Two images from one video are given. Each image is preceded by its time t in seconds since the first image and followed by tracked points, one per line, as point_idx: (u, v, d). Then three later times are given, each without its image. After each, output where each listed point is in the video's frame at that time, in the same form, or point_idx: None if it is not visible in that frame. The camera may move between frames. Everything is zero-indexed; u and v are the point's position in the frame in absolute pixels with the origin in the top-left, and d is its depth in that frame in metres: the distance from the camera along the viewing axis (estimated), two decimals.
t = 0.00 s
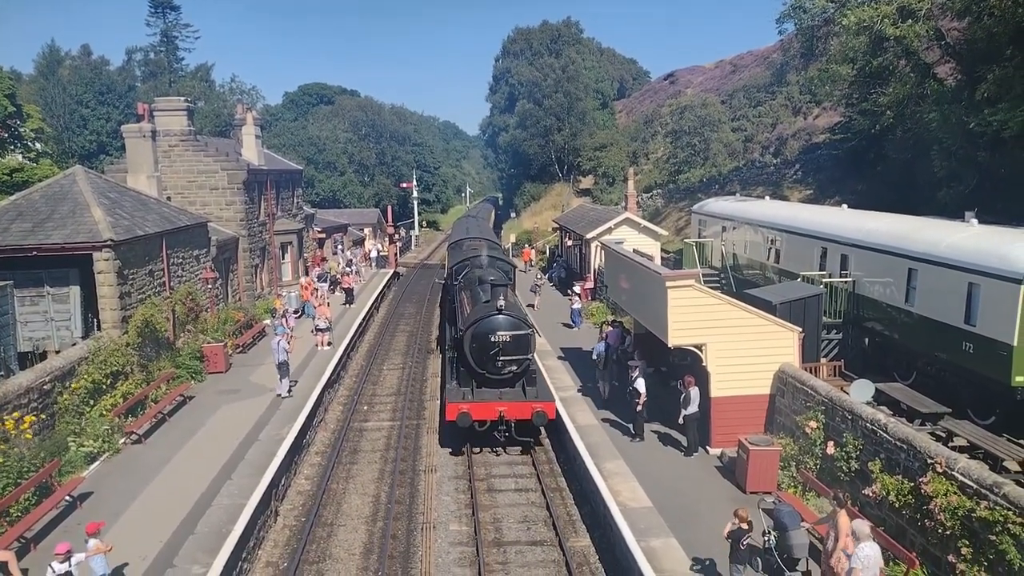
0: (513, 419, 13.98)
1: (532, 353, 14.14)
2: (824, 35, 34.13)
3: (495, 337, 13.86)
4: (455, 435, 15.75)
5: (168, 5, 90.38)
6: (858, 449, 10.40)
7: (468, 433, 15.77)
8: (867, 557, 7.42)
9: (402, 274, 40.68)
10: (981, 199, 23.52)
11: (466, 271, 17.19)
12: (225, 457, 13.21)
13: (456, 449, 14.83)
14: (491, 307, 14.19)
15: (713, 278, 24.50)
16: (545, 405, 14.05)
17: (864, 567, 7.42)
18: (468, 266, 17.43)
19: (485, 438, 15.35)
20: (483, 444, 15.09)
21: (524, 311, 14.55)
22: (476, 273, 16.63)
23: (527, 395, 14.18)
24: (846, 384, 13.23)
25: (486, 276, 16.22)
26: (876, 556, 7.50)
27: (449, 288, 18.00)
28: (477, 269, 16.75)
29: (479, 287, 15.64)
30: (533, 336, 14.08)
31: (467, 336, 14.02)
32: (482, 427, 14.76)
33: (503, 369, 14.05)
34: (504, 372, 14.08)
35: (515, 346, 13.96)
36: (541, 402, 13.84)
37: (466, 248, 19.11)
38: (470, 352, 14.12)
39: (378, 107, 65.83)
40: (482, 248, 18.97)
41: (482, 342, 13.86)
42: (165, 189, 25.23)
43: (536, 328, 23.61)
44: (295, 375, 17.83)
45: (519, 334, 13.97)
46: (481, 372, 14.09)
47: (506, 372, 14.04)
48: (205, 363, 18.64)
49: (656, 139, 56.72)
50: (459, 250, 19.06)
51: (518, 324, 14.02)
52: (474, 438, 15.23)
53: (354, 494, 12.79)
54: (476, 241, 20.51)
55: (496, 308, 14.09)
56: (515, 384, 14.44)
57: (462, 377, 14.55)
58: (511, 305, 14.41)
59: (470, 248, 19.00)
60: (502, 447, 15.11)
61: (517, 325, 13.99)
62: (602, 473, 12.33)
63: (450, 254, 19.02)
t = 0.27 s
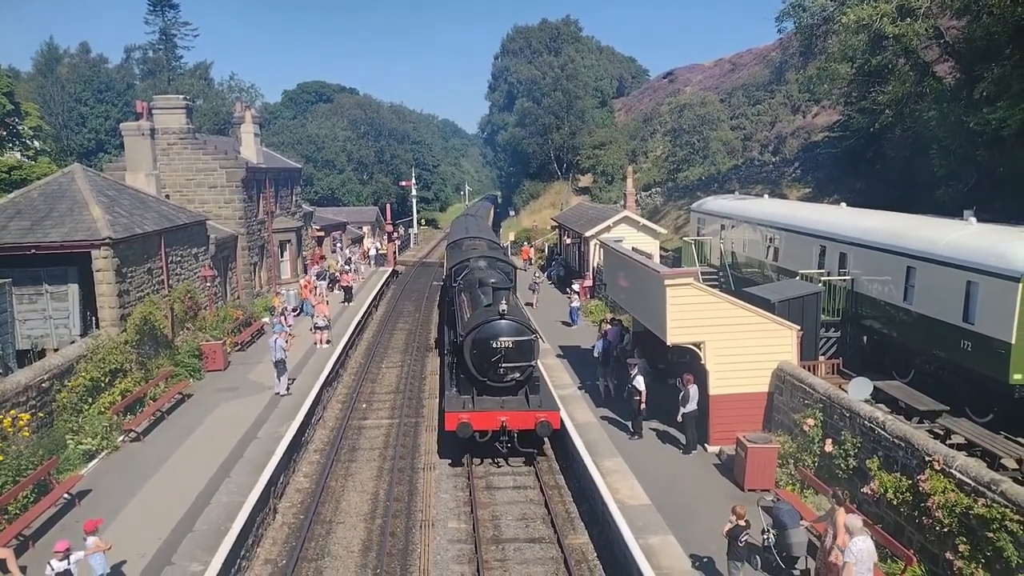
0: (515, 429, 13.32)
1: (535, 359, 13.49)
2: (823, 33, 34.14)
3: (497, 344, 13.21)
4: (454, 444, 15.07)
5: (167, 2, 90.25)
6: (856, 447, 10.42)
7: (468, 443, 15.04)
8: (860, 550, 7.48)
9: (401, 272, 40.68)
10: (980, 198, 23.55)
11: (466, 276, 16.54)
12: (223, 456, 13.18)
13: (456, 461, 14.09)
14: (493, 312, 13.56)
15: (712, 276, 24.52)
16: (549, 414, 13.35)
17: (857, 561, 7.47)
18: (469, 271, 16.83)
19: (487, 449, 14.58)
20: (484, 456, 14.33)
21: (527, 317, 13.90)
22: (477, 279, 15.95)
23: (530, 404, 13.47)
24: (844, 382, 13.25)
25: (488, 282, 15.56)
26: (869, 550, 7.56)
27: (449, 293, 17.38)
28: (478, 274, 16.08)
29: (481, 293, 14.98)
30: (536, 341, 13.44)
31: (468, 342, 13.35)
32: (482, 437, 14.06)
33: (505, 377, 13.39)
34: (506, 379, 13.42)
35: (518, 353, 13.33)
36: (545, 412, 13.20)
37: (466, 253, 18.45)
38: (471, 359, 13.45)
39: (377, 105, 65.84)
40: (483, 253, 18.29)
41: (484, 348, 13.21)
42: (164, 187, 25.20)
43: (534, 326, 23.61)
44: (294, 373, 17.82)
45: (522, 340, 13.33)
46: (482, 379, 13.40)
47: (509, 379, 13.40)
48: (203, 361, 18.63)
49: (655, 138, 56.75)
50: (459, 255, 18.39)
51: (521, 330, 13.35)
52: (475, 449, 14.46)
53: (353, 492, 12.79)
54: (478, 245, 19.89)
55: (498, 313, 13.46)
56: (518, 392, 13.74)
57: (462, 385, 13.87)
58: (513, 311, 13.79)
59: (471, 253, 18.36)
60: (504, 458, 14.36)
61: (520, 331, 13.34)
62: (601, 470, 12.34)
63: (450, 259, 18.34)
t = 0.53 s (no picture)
0: (519, 439, 12.78)
1: (540, 365, 13.01)
2: (824, 29, 34.05)
3: (500, 349, 12.71)
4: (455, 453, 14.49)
5: None
6: (856, 443, 10.43)
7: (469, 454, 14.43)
8: (851, 545, 7.60)
9: (401, 268, 40.66)
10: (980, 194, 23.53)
11: (470, 277, 15.98)
12: (223, 452, 13.17)
13: (457, 472, 13.52)
14: (496, 315, 13.04)
15: (712, 272, 24.52)
16: (554, 423, 12.80)
17: (847, 555, 7.59)
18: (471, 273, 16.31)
19: (490, 459, 14.02)
20: (487, 466, 13.76)
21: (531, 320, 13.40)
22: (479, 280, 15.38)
23: (534, 412, 12.96)
24: (844, 378, 13.27)
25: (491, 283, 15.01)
26: (860, 546, 7.69)
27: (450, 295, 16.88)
28: (481, 276, 15.53)
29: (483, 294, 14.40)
30: (541, 346, 12.96)
31: (470, 346, 12.83)
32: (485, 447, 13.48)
33: (508, 383, 12.89)
34: (509, 386, 12.92)
35: (522, 358, 12.83)
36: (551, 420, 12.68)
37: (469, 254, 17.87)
38: (472, 365, 12.93)
39: (377, 100, 65.77)
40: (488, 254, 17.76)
41: (487, 353, 12.71)
42: (163, 183, 25.16)
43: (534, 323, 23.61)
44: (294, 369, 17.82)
45: (526, 345, 12.83)
46: (484, 386, 12.92)
47: (512, 386, 12.91)
48: (203, 357, 18.62)
49: (655, 133, 56.65)
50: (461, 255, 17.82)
51: (525, 334, 12.86)
52: (477, 459, 13.89)
53: (353, 488, 12.81)
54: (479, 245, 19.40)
55: (501, 316, 12.94)
56: (522, 399, 13.25)
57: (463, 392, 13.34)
58: (517, 313, 13.27)
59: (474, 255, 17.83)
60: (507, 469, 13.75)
61: (524, 335, 12.86)
62: (601, 467, 12.36)
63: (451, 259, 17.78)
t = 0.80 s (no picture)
0: (524, 452, 12.10)
1: (545, 374, 12.42)
2: (824, 27, 34.03)
3: (503, 357, 12.12)
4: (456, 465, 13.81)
5: None
6: (856, 442, 10.43)
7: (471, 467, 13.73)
8: (837, 540, 7.80)
9: (401, 266, 40.66)
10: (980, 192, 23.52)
11: (471, 280, 15.43)
12: (223, 450, 13.15)
13: (458, 487, 12.79)
14: (499, 321, 12.46)
15: (712, 271, 24.52)
16: (561, 435, 12.13)
17: (833, 550, 7.80)
18: (472, 277, 15.71)
19: (493, 473, 13.30)
20: (489, 481, 13.06)
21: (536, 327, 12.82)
22: (481, 285, 14.79)
23: (539, 423, 12.34)
24: (843, 377, 13.28)
25: (493, 288, 14.43)
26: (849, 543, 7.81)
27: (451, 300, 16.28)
28: (483, 280, 14.93)
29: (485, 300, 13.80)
30: (546, 354, 12.37)
31: (472, 353, 12.23)
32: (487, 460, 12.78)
33: (512, 393, 12.26)
34: (512, 396, 12.28)
35: (527, 366, 12.23)
36: (557, 432, 12.03)
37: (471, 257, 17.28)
38: (475, 374, 12.31)
39: (377, 99, 65.78)
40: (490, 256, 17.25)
41: (490, 361, 12.11)
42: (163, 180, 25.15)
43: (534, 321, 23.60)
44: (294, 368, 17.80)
45: (531, 352, 12.24)
46: (487, 396, 12.30)
47: (516, 396, 12.28)
48: (203, 355, 18.64)
49: (656, 132, 56.61)
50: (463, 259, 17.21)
51: (529, 341, 12.28)
52: (479, 473, 13.17)
53: (353, 486, 12.82)
54: (482, 247, 18.86)
55: (505, 323, 12.36)
56: (526, 409, 12.64)
57: (464, 402, 12.69)
58: (521, 319, 12.69)
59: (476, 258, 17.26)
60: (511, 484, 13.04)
61: (528, 342, 12.27)
62: (601, 465, 12.37)
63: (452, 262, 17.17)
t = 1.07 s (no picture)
0: (528, 467, 11.45)
1: (551, 385, 11.67)
2: (824, 25, 34.03)
3: (506, 366, 11.37)
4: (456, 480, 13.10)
5: None
6: (854, 440, 10.44)
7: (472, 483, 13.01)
8: (825, 536, 7.69)
9: (400, 264, 40.63)
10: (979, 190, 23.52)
11: (472, 284, 14.73)
12: (222, 449, 13.13)
13: (459, 503, 12.11)
14: (502, 328, 11.70)
15: (711, 269, 24.53)
16: (568, 450, 11.42)
17: (820, 545, 7.69)
18: (474, 280, 14.95)
19: (495, 490, 12.62)
20: (492, 498, 12.36)
21: (541, 333, 12.07)
22: (483, 289, 14.01)
23: (544, 437, 11.60)
24: (843, 375, 13.28)
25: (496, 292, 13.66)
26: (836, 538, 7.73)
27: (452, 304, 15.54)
28: (484, 283, 14.16)
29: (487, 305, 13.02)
30: (552, 363, 11.64)
31: (473, 363, 11.47)
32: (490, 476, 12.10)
33: (515, 405, 11.51)
34: (516, 408, 11.54)
35: (531, 377, 11.50)
36: (563, 447, 11.35)
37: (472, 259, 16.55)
38: (476, 385, 11.54)
39: (377, 96, 65.76)
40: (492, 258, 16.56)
41: (492, 371, 11.37)
42: (162, 178, 25.10)
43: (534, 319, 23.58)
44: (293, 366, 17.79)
45: (536, 362, 11.49)
46: (490, 408, 11.55)
47: (520, 408, 11.54)
48: (202, 353, 18.64)
49: (655, 130, 56.58)
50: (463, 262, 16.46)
51: (534, 349, 11.52)
52: (481, 490, 12.48)
53: (352, 484, 12.81)
54: (484, 249, 18.21)
55: (508, 329, 11.60)
56: (530, 422, 11.91)
57: (465, 414, 11.95)
58: (525, 326, 11.92)
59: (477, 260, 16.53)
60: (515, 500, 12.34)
61: (533, 351, 11.51)
62: (599, 463, 12.38)
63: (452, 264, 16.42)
